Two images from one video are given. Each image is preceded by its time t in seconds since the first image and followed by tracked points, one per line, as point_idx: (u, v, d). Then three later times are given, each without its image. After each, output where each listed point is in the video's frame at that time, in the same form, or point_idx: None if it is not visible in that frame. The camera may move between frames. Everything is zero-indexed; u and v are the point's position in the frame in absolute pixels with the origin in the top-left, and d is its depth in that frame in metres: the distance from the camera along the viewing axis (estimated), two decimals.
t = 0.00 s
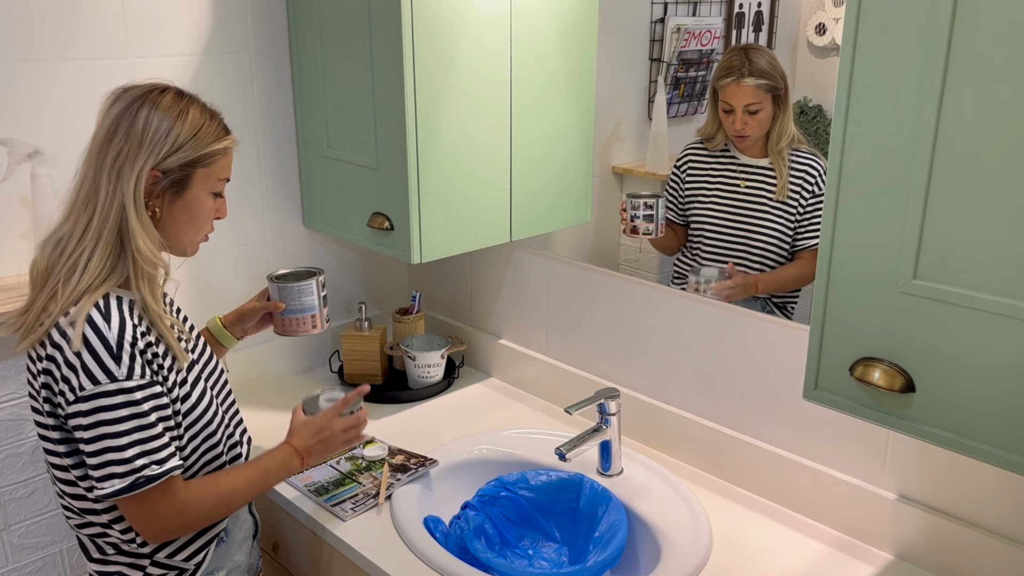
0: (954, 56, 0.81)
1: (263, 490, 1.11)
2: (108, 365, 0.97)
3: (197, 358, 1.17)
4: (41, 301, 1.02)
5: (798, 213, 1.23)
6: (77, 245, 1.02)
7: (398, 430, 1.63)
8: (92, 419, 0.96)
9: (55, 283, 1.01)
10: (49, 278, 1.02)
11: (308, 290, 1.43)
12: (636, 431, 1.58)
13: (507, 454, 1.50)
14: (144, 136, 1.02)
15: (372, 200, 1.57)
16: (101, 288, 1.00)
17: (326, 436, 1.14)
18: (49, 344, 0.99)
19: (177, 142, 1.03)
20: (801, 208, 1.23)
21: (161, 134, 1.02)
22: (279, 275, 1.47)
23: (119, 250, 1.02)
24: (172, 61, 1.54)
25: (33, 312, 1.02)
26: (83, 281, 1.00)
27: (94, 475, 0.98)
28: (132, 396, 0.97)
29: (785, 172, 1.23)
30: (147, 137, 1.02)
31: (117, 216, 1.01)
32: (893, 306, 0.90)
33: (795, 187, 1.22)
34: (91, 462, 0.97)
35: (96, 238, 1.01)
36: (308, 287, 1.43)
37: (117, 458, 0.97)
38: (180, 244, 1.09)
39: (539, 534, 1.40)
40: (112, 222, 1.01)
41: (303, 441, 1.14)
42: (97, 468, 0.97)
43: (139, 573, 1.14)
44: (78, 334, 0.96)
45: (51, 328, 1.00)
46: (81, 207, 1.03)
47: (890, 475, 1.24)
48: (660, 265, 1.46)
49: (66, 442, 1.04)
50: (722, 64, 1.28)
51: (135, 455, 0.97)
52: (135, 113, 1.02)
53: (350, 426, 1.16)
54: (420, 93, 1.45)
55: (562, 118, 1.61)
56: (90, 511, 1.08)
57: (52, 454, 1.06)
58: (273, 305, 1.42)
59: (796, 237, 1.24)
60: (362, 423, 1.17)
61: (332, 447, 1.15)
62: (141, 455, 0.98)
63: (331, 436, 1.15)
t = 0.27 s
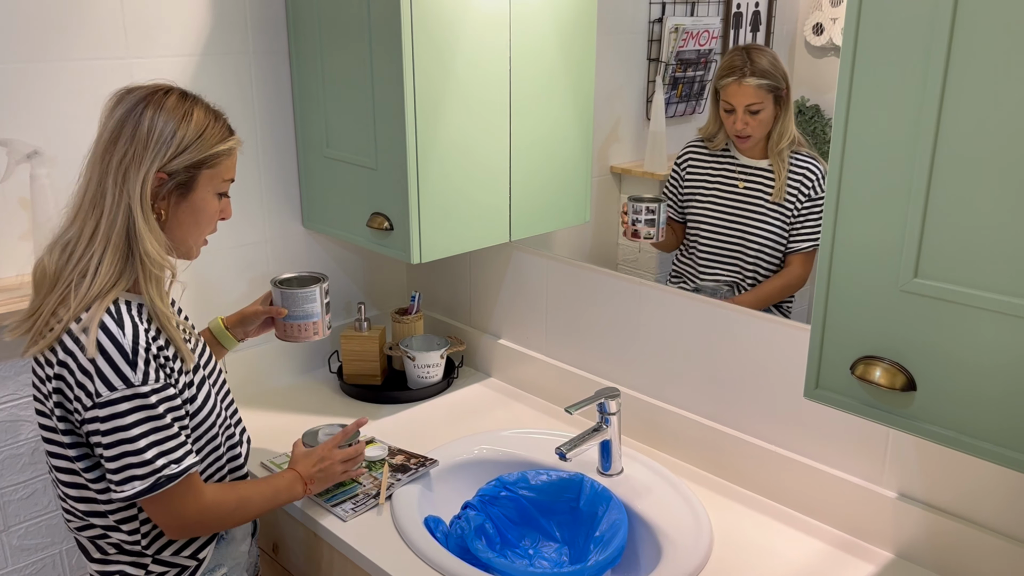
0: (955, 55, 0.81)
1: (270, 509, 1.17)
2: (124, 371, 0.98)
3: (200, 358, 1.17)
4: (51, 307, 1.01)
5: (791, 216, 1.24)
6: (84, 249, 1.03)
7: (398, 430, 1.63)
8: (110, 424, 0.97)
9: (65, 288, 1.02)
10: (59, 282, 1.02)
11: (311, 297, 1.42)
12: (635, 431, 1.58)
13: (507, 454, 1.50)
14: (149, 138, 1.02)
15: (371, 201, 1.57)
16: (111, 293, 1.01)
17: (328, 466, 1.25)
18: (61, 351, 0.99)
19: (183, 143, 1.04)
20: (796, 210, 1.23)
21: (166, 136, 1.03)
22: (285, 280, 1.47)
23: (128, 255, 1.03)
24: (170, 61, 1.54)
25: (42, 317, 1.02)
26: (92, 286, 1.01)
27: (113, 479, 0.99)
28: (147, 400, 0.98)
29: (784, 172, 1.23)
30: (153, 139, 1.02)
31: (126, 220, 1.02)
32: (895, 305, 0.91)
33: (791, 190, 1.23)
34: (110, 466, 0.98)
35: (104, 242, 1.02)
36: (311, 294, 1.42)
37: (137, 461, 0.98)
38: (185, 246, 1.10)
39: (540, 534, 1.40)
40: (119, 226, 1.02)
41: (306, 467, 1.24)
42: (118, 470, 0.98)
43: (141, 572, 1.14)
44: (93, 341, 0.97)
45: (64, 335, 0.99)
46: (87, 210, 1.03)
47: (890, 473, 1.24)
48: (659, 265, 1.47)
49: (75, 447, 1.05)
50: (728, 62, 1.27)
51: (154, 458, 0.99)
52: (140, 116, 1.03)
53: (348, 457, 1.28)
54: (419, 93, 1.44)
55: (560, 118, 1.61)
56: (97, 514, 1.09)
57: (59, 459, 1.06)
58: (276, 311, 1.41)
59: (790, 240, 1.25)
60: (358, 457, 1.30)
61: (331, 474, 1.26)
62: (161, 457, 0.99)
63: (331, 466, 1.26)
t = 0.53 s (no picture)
0: (952, 54, 0.81)
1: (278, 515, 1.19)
2: (136, 372, 0.99)
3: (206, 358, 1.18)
4: (61, 308, 1.02)
5: (787, 218, 1.25)
6: (95, 251, 1.03)
7: (396, 430, 1.63)
8: (123, 425, 0.98)
9: (76, 288, 1.02)
10: (68, 282, 1.03)
11: (322, 307, 1.44)
12: (634, 429, 1.59)
13: (506, 453, 1.50)
14: (162, 140, 1.03)
15: (368, 200, 1.57)
16: (121, 295, 1.02)
17: (329, 475, 1.31)
18: (71, 352, 1.00)
19: (195, 145, 1.04)
20: (793, 210, 1.24)
21: (178, 138, 1.03)
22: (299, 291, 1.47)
23: (139, 258, 1.03)
24: (167, 61, 1.53)
25: (52, 318, 1.02)
26: (102, 288, 1.01)
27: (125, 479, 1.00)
28: (159, 401, 1.00)
29: (782, 174, 1.23)
30: (165, 141, 1.03)
31: (137, 222, 1.02)
32: (893, 304, 0.91)
33: (790, 192, 1.23)
34: (123, 466, 0.99)
35: (114, 244, 1.02)
36: (321, 302, 1.43)
37: (149, 461, 0.99)
38: (195, 249, 1.11)
39: (539, 533, 1.40)
40: (130, 228, 1.02)
41: (310, 475, 1.29)
42: (130, 471, 0.99)
43: (145, 572, 1.14)
44: (105, 342, 0.98)
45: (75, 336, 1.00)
46: (98, 211, 1.04)
47: (888, 471, 1.25)
48: (657, 265, 1.47)
49: (84, 447, 1.05)
50: (725, 63, 1.27)
51: (167, 458, 1.00)
52: (152, 117, 1.03)
53: (348, 469, 1.34)
54: (416, 93, 1.44)
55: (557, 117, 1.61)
56: (105, 513, 1.09)
57: (67, 459, 1.07)
58: (286, 319, 1.43)
59: (786, 241, 1.25)
60: (356, 470, 1.36)
61: (332, 484, 1.32)
62: (173, 457, 1.01)
63: (332, 476, 1.32)
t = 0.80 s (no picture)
0: (949, 53, 0.82)
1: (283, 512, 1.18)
2: (155, 368, 0.98)
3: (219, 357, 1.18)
4: (79, 304, 1.01)
5: (789, 218, 1.24)
6: (117, 249, 1.03)
7: (394, 428, 1.63)
8: (140, 421, 0.97)
9: (96, 286, 1.02)
10: (88, 279, 1.03)
11: (345, 316, 1.41)
12: (632, 427, 1.59)
13: (504, 451, 1.51)
14: (185, 139, 1.02)
15: (366, 199, 1.57)
16: (142, 292, 1.02)
17: (332, 473, 1.30)
18: (90, 347, 0.99)
19: (218, 144, 1.04)
20: (795, 211, 1.24)
21: (201, 137, 1.03)
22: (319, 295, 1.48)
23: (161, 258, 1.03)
24: (165, 60, 1.53)
25: (70, 314, 1.01)
26: (123, 286, 1.01)
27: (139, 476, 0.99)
28: (176, 398, 0.99)
29: (782, 175, 1.23)
30: (187, 140, 1.02)
31: (160, 221, 1.02)
32: (890, 301, 0.91)
33: (790, 192, 1.23)
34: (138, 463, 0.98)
35: (137, 244, 1.02)
36: (345, 312, 1.41)
37: (165, 459, 0.99)
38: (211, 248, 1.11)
39: (537, 531, 1.40)
40: (154, 228, 1.02)
41: (313, 473, 1.28)
42: (145, 468, 0.98)
43: (158, 570, 1.13)
44: (125, 337, 0.97)
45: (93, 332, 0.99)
46: (121, 208, 1.03)
47: (885, 468, 1.25)
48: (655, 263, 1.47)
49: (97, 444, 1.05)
50: (727, 60, 1.27)
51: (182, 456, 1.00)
52: (175, 115, 1.03)
53: (350, 467, 1.33)
54: (414, 92, 1.45)
55: (554, 116, 1.62)
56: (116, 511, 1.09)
57: (80, 455, 1.06)
58: (309, 325, 1.42)
59: (788, 240, 1.25)
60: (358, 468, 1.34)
61: (334, 482, 1.30)
62: (188, 455, 1.00)
63: (334, 474, 1.30)
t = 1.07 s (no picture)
0: (949, 50, 0.82)
1: (277, 513, 1.13)
2: (161, 357, 0.97)
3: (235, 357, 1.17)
4: (93, 290, 1.01)
5: (798, 215, 1.23)
6: (137, 239, 1.03)
7: (393, 425, 1.63)
8: (139, 410, 0.95)
9: (111, 275, 1.02)
10: (104, 268, 1.02)
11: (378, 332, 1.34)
12: (631, 424, 1.59)
13: (504, 448, 1.51)
14: (205, 131, 1.02)
15: (366, 196, 1.57)
16: (157, 281, 1.01)
17: (341, 469, 1.22)
18: (99, 331, 0.98)
19: (239, 136, 1.04)
20: (802, 208, 1.22)
21: (222, 129, 1.03)
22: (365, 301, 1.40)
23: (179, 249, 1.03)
24: (163, 57, 1.53)
25: (84, 300, 1.01)
26: (139, 274, 1.00)
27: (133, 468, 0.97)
28: (181, 390, 0.97)
29: (786, 173, 1.23)
30: (208, 132, 1.02)
31: (179, 213, 1.02)
32: (891, 297, 0.92)
33: (796, 189, 1.23)
34: (134, 454, 0.96)
35: (157, 235, 1.02)
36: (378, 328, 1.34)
37: (161, 452, 0.96)
38: (230, 241, 1.11)
39: (537, 528, 1.40)
40: (173, 219, 1.02)
41: (317, 469, 1.20)
42: (140, 460, 0.96)
43: (168, 568, 1.13)
44: (134, 323, 0.96)
45: (105, 316, 0.99)
46: (141, 199, 1.03)
47: (885, 464, 1.26)
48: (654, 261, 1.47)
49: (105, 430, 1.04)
50: (728, 55, 1.27)
51: (178, 451, 0.97)
52: (195, 107, 1.02)
53: (364, 461, 1.24)
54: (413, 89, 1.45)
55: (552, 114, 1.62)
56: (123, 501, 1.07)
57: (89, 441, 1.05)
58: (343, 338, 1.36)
59: (798, 237, 1.23)
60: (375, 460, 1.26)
61: (344, 479, 1.22)
62: (185, 451, 0.98)
63: (345, 469, 1.23)
